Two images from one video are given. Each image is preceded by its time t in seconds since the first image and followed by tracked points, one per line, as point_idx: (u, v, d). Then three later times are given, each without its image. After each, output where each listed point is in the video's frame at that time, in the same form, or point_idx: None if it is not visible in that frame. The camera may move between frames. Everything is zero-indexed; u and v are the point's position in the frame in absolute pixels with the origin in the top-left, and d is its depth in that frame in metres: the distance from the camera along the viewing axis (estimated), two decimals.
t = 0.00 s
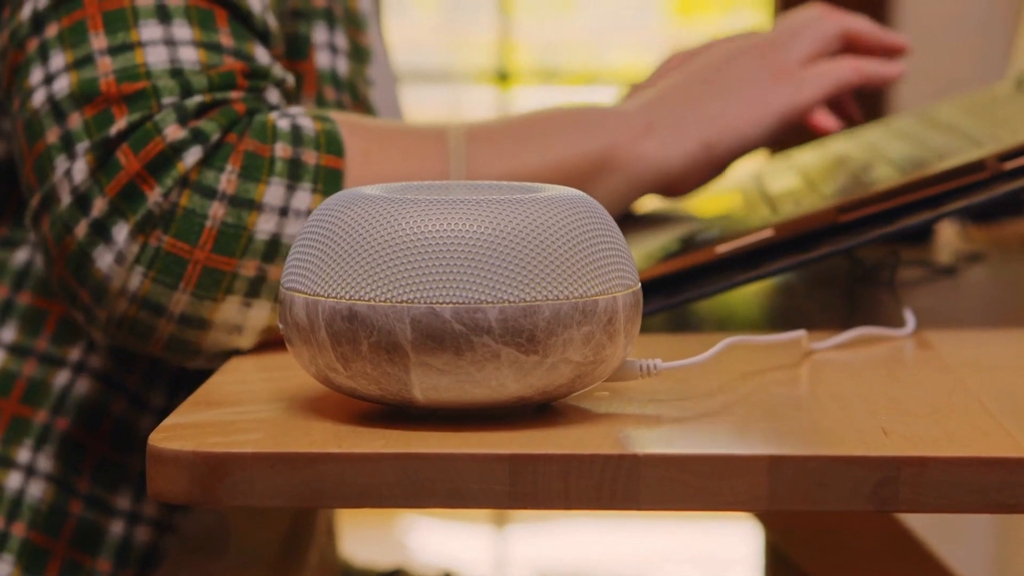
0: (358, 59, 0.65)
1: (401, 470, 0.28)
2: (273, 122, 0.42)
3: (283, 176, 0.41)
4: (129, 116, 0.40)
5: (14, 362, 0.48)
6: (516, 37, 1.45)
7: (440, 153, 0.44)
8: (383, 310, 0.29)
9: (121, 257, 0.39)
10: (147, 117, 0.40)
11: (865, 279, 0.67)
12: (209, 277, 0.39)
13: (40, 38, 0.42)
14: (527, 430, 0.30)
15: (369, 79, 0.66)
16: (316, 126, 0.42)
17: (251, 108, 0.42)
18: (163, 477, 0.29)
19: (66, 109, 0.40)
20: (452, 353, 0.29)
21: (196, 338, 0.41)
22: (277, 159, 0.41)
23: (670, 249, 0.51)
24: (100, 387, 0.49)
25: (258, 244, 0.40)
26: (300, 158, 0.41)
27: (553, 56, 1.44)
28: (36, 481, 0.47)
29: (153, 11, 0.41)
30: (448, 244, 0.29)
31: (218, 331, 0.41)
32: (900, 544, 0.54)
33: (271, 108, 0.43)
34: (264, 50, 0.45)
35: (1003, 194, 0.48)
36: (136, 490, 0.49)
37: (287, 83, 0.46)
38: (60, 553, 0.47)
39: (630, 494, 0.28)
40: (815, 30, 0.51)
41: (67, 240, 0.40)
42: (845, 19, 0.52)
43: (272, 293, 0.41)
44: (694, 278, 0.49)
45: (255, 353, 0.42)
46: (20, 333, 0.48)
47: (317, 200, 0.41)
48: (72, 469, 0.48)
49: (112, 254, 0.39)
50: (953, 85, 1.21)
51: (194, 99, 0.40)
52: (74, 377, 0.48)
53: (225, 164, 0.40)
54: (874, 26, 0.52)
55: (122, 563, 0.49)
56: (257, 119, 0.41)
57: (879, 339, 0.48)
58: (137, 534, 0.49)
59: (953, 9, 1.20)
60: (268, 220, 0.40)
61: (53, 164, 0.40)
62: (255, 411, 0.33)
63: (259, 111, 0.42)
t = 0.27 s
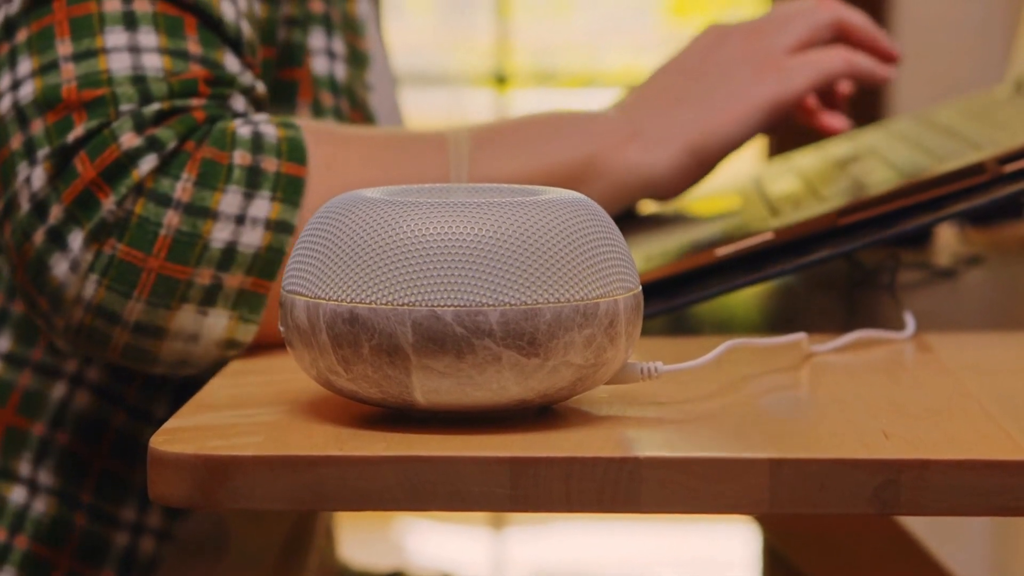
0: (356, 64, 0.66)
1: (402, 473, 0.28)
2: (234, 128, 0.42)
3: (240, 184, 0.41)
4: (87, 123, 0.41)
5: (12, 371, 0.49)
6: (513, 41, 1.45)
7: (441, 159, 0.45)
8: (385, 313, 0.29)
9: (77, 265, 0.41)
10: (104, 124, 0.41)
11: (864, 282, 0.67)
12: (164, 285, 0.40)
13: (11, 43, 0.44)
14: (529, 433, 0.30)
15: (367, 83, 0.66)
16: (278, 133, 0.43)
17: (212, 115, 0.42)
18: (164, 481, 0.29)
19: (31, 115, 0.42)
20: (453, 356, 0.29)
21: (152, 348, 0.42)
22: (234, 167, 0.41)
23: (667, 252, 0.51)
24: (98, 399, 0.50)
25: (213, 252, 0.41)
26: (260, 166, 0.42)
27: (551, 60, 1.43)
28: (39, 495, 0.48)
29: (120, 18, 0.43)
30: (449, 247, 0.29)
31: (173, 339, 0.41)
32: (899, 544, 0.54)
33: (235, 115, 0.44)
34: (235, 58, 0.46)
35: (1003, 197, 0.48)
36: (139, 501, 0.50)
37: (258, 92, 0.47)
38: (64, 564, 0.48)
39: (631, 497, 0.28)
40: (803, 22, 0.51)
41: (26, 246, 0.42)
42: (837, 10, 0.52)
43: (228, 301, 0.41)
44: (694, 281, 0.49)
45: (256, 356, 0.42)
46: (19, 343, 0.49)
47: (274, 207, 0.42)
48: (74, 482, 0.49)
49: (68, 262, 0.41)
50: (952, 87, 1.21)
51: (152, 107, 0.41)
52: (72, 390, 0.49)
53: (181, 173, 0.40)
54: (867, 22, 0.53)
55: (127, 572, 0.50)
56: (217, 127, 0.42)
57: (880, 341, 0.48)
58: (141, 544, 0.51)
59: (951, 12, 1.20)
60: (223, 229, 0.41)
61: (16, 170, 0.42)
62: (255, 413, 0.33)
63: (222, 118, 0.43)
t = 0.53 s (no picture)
0: (354, 68, 0.66)
1: (403, 476, 0.28)
2: (201, 135, 0.42)
3: (204, 192, 0.41)
4: (53, 128, 0.41)
5: (12, 382, 0.50)
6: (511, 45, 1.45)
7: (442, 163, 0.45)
8: (385, 316, 0.29)
9: (38, 271, 0.41)
10: (70, 130, 0.41)
11: (863, 285, 0.67)
12: (126, 293, 0.40)
13: None
14: (530, 436, 0.30)
15: (366, 87, 0.66)
16: (246, 140, 0.43)
17: (180, 122, 0.43)
18: (164, 484, 0.29)
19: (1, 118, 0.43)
20: (454, 359, 0.29)
21: (114, 355, 0.41)
22: (199, 174, 0.41)
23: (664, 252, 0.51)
24: (97, 410, 0.51)
25: (175, 260, 0.41)
26: (225, 173, 0.42)
27: (547, 61, 1.44)
28: (41, 506, 0.49)
29: (94, 24, 0.43)
30: (449, 249, 0.29)
31: (136, 347, 0.41)
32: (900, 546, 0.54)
33: (205, 121, 0.44)
34: (211, 66, 0.46)
35: (1002, 200, 0.48)
36: (141, 509, 0.52)
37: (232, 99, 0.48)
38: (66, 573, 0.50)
39: (632, 500, 0.28)
40: (799, 25, 0.52)
41: None
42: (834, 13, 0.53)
43: (189, 310, 0.41)
44: (693, 283, 0.49)
45: (255, 358, 0.42)
46: (14, 353, 0.50)
47: (240, 216, 0.42)
48: (75, 493, 0.51)
49: (31, 267, 0.41)
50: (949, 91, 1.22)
51: (118, 113, 0.41)
52: (72, 401, 0.51)
53: (145, 179, 0.41)
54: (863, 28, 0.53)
55: None
56: (185, 133, 0.42)
57: (879, 344, 0.48)
58: (143, 551, 0.52)
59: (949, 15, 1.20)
60: (186, 236, 0.41)
61: None
62: (255, 416, 0.33)
63: (191, 124, 0.43)
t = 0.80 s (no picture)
0: (353, 73, 0.66)
1: (404, 479, 0.28)
2: (175, 150, 0.42)
3: (175, 208, 0.41)
4: (26, 141, 0.41)
5: (7, 392, 0.49)
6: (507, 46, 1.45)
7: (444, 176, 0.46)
8: (386, 319, 0.29)
9: (9, 285, 0.42)
10: (43, 143, 0.41)
11: (861, 288, 0.68)
12: (95, 308, 0.40)
13: None
14: (531, 440, 0.30)
15: (364, 93, 0.66)
16: (221, 155, 0.43)
17: (154, 137, 0.42)
18: (164, 487, 0.29)
19: None
20: (455, 362, 0.29)
21: (83, 369, 0.42)
22: (171, 190, 0.41)
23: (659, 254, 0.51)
24: (98, 423, 0.52)
25: (145, 276, 0.40)
26: (198, 189, 0.42)
27: (543, 63, 1.45)
28: (42, 516, 0.50)
29: (71, 36, 0.43)
30: (450, 252, 0.29)
31: (105, 361, 0.42)
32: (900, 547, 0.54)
33: (180, 136, 0.44)
34: (189, 79, 0.46)
35: (1001, 202, 0.48)
36: (143, 519, 0.53)
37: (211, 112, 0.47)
38: None
39: (634, 503, 0.28)
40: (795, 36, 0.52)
41: None
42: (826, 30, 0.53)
43: (159, 325, 0.41)
44: (692, 285, 0.49)
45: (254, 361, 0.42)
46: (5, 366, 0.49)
47: (211, 232, 0.41)
48: (77, 503, 0.52)
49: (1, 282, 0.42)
50: (947, 94, 1.22)
51: (91, 127, 0.41)
52: (72, 414, 0.51)
53: (116, 195, 0.41)
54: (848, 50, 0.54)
55: None
56: (158, 148, 0.42)
57: (879, 347, 0.48)
58: (143, 560, 0.54)
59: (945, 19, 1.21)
60: (156, 252, 0.40)
61: None
62: (254, 420, 0.32)
63: (164, 140, 0.43)
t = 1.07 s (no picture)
0: (353, 78, 0.66)
1: (404, 482, 0.28)
2: (169, 160, 0.42)
3: (169, 218, 0.41)
4: (19, 150, 0.41)
5: (6, 399, 0.50)
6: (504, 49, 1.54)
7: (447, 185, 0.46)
8: (386, 322, 0.29)
9: (4, 293, 0.42)
10: (37, 152, 0.41)
11: (859, 291, 0.68)
12: (88, 317, 0.40)
13: None
14: (532, 443, 0.30)
15: (363, 97, 0.66)
16: (215, 165, 0.42)
17: (147, 146, 0.42)
18: (165, 490, 0.29)
19: None
20: (455, 365, 0.29)
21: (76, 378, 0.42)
22: (165, 200, 0.41)
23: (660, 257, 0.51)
24: (97, 430, 0.52)
25: (139, 285, 0.40)
26: (192, 200, 0.41)
27: (536, 68, 1.54)
28: (41, 522, 0.50)
29: (66, 44, 0.43)
30: (450, 255, 0.29)
31: (99, 371, 0.41)
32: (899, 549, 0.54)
33: (174, 146, 0.44)
34: (184, 88, 0.46)
35: (1000, 205, 0.48)
36: (141, 525, 0.53)
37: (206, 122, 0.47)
38: None
39: (634, 506, 0.28)
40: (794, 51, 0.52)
41: None
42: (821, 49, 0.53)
43: (153, 335, 0.41)
44: (691, 288, 0.49)
45: (254, 364, 0.42)
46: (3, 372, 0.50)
47: (205, 243, 0.41)
48: (77, 510, 0.52)
49: None
50: (945, 97, 1.22)
51: (85, 136, 0.41)
52: (71, 421, 0.51)
53: (109, 204, 0.41)
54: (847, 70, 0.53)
55: None
56: (151, 158, 0.42)
57: (878, 350, 0.48)
58: (143, 567, 0.53)
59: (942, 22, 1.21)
60: (149, 262, 0.41)
61: None
62: (255, 423, 0.32)
63: (158, 149, 0.43)
